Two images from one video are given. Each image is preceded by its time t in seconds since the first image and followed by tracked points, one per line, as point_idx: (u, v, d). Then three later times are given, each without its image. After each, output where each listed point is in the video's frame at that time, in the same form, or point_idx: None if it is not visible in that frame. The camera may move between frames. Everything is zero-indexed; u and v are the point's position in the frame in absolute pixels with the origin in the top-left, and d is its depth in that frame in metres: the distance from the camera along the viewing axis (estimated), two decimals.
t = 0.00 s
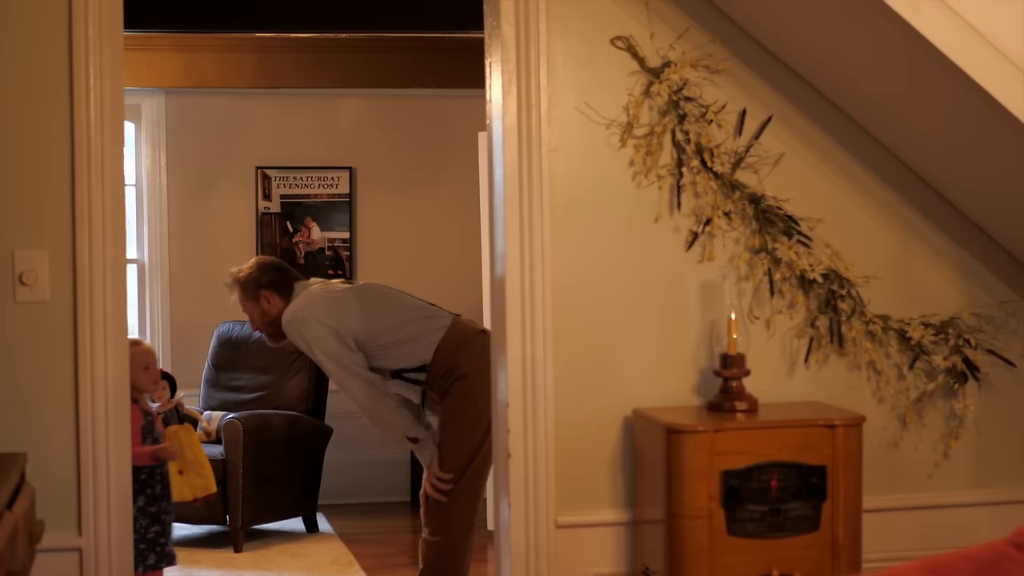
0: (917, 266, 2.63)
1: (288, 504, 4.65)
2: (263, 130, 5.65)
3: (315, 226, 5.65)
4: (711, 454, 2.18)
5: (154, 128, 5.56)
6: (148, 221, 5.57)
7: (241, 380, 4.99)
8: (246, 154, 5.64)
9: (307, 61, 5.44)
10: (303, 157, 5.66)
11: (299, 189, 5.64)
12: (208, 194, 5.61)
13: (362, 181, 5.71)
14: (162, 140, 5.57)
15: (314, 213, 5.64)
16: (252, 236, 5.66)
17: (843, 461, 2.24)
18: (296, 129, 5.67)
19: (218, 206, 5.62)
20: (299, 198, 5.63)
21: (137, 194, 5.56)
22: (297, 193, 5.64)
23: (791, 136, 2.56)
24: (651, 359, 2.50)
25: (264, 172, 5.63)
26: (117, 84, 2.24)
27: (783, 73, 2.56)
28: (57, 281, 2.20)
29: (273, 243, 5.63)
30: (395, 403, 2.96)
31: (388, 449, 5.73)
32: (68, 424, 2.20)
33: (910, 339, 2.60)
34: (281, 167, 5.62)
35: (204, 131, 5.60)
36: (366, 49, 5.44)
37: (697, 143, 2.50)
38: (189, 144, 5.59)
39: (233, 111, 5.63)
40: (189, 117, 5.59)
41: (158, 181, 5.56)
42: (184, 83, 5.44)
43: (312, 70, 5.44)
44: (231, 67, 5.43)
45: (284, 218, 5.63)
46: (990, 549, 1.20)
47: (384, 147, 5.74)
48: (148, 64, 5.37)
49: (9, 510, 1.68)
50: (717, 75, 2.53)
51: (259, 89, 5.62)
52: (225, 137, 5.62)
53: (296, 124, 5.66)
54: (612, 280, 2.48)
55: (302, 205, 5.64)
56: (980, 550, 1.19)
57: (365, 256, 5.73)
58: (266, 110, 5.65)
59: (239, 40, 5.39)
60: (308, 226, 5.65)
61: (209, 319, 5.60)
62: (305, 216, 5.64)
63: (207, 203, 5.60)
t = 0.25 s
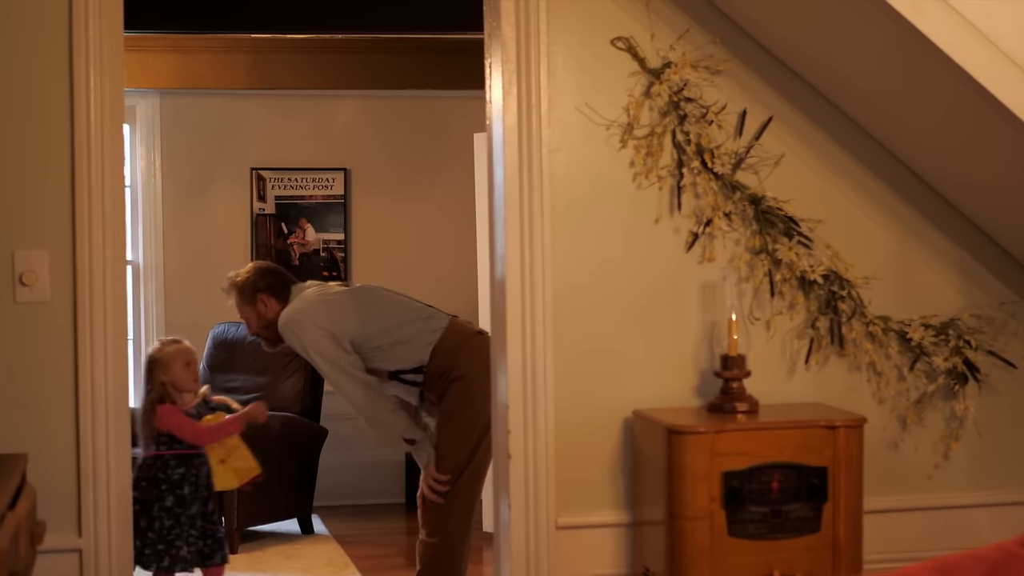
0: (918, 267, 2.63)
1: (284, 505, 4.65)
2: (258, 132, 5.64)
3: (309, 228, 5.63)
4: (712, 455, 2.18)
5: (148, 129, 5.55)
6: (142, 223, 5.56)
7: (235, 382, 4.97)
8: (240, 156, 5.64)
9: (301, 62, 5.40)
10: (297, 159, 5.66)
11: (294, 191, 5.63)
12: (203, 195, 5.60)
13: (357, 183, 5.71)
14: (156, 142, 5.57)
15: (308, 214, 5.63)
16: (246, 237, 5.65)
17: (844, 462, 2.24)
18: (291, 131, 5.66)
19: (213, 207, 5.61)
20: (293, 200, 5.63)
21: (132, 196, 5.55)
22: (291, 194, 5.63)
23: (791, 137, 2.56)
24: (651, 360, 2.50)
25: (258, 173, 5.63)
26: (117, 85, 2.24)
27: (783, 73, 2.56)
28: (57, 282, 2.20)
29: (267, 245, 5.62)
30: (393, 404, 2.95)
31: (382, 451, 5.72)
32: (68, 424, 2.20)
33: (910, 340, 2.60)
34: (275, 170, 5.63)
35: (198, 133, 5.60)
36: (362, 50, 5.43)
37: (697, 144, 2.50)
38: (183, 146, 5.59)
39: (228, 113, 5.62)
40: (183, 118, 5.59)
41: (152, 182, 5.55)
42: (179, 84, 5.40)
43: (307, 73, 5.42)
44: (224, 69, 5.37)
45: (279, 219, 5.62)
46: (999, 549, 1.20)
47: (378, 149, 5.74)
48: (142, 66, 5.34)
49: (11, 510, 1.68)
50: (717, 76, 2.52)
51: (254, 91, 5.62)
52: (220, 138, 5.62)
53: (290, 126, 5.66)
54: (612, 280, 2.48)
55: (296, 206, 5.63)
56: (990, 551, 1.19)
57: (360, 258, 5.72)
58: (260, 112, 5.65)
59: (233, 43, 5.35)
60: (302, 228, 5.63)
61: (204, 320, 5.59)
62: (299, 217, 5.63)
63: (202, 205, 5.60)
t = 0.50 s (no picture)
0: (920, 268, 2.62)
1: (283, 507, 4.65)
2: (256, 134, 5.63)
3: (306, 230, 5.64)
4: (715, 455, 2.17)
5: (145, 130, 5.54)
6: (139, 224, 5.55)
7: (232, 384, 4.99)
8: (237, 157, 5.62)
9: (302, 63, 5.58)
10: (294, 161, 5.65)
11: (291, 193, 5.63)
12: (201, 197, 5.60)
13: (353, 185, 5.71)
14: (152, 145, 5.55)
15: (305, 216, 5.63)
16: (242, 239, 5.64)
17: (847, 462, 2.23)
18: (288, 133, 5.66)
19: (211, 208, 5.60)
20: (291, 202, 5.63)
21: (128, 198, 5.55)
22: (288, 196, 5.63)
23: (794, 137, 2.56)
24: (653, 361, 2.49)
25: (255, 175, 5.62)
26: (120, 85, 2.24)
27: (785, 74, 2.56)
28: (59, 282, 2.19)
29: (264, 247, 5.62)
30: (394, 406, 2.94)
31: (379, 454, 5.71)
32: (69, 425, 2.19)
33: (912, 340, 2.60)
34: (272, 171, 5.62)
35: (196, 135, 5.59)
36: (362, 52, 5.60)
37: (699, 144, 2.49)
38: (180, 147, 5.58)
39: (224, 114, 5.62)
40: (180, 120, 5.58)
41: (148, 184, 5.54)
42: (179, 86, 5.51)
43: (306, 74, 5.59)
44: (224, 71, 5.55)
45: (276, 221, 5.62)
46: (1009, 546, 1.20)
47: (377, 151, 5.74)
48: (141, 67, 5.45)
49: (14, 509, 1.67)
50: (719, 76, 2.52)
51: (250, 93, 5.62)
52: (217, 138, 5.61)
53: (287, 128, 5.65)
54: (614, 281, 2.48)
55: (293, 208, 5.63)
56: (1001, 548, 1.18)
57: (357, 260, 5.72)
58: (258, 113, 5.64)
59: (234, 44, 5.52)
60: (299, 230, 5.63)
61: (201, 322, 5.59)
62: (296, 219, 5.63)
63: (199, 206, 5.60)
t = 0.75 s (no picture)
0: (923, 267, 2.62)
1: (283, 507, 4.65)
2: (255, 135, 5.63)
3: (304, 232, 5.65)
4: (719, 454, 2.17)
5: (144, 131, 5.54)
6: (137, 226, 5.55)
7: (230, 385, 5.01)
8: (235, 159, 5.62)
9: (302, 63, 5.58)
10: (292, 163, 5.65)
11: (290, 195, 5.63)
12: (200, 198, 5.60)
13: (352, 186, 5.71)
14: (150, 146, 5.55)
15: (303, 218, 5.64)
16: (241, 240, 5.64)
17: (851, 461, 2.23)
18: (287, 134, 5.66)
19: (210, 208, 5.60)
20: (289, 203, 5.63)
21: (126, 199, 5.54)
22: (286, 197, 5.64)
23: (797, 136, 2.55)
24: (656, 360, 2.49)
25: (253, 176, 5.62)
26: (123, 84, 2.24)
27: (788, 72, 2.56)
28: (61, 280, 2.19)
29: (262, 248, 5.63)
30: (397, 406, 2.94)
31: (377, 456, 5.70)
32: (69, 425, 2.19)
33: (916, 339, 2.59)
34: (270, 172, 5.62)
35: (195, 136, 5.59)
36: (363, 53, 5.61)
37: (703, 143, 2.49)
38: (178, 148, 5.58)
39: (223, 115, 5.61)
40: (179, 121, 5.58)
41: (147, 185, 5.54)
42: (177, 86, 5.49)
43: (305, 74, 5.59)
44: (223, 71, 5.54)
45: (275, 222, 5.63)
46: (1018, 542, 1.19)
47: (376, 151, 5.74)
48: (139, 67, 5.46)
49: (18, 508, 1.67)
50: (722, 75, 2.52)
51: (248, 94, 5.62)
52: (216, 140, 5.61)
53: (286, 129, 5.65)
54: (618, 279, 2.47)
55: (292, 210, 5.63)
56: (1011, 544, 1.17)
57: (357, 262, 5.72)
58: (256, 114, 5.64)
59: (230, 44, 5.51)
60: (297, 232, 5.64)
61: (200, 323, 5.59)
62: (294, 221, 5.64)
63: (198, 208, 5.60)
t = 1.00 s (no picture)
0: (927, 265, 2.62)
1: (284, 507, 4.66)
2: (255, 135, 5.64)
3: (303, 232, 5.66)
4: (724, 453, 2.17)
5: (143, 132, 5.55)
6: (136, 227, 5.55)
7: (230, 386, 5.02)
8: (235, 160, 5.63)
9: (301, 63, 5.57)
10: (292, 163, 5.66)
11: (290, 195, 5.64)
12: (200, 199, 5.60)
13: (351, 187, 5.71)
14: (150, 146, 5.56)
15: (303, 218, 5.65)
16: (241, 241, 5.65)
17: (855, 459, 2.23)
18: (287, 135, 5.67)
19: (210, 209, 5.61)
20: (289, 204, 5.64)
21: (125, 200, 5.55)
22: (286, 198, 5.64)
23: (801, 134, 2.55)
24: (659, 358, 2.49)
25: (253, 177, 5.63)
26: (127, 83, 2.24)
27: (792, 70, 2.55)
28: (64, 279, 2.19)
29: (262, 249, 5.63)
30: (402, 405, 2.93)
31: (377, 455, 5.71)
32: (73, 425, 2.19)
33: (919, 338, 2.59)
34: (269, 173, 5.63)
35: (194, 137, 5.60)
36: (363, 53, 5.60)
37: (707, 141, 2.49)
38: (177, 149, 5.59)
39: (222, 116, 5.62)
40: (178, 122, 5.59)
41: (146, 186, 5.55)
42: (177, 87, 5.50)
43: (305, 74, 5.58)
44: (224, 70, 5.53)
45: (274, 223, 5.63)
46: None
47: (376, 152, 5.74)
48: (140, 68, 5.46)
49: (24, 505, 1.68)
50: (726, 73, 2.52)
51: (247, 94, 5.63)
52: (215, 141, 5.62)
53: (287, 129, 5.66)
54: (622, 277, 2.47)
55: (291, 211, 5.64)
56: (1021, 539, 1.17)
57: (357, 262, 5.72)
58: (256, 115, 5.65)
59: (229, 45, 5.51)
60: (297, 232, 5.65)
61: (200, 324, 5.59)
62: (294, 221, 5.65)
63: (197, 208, 5.60)
